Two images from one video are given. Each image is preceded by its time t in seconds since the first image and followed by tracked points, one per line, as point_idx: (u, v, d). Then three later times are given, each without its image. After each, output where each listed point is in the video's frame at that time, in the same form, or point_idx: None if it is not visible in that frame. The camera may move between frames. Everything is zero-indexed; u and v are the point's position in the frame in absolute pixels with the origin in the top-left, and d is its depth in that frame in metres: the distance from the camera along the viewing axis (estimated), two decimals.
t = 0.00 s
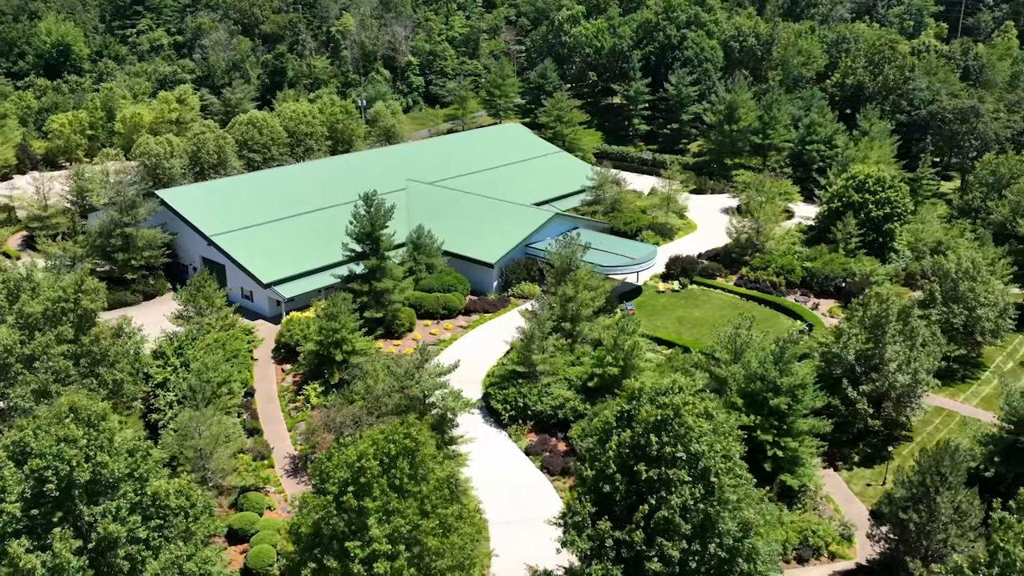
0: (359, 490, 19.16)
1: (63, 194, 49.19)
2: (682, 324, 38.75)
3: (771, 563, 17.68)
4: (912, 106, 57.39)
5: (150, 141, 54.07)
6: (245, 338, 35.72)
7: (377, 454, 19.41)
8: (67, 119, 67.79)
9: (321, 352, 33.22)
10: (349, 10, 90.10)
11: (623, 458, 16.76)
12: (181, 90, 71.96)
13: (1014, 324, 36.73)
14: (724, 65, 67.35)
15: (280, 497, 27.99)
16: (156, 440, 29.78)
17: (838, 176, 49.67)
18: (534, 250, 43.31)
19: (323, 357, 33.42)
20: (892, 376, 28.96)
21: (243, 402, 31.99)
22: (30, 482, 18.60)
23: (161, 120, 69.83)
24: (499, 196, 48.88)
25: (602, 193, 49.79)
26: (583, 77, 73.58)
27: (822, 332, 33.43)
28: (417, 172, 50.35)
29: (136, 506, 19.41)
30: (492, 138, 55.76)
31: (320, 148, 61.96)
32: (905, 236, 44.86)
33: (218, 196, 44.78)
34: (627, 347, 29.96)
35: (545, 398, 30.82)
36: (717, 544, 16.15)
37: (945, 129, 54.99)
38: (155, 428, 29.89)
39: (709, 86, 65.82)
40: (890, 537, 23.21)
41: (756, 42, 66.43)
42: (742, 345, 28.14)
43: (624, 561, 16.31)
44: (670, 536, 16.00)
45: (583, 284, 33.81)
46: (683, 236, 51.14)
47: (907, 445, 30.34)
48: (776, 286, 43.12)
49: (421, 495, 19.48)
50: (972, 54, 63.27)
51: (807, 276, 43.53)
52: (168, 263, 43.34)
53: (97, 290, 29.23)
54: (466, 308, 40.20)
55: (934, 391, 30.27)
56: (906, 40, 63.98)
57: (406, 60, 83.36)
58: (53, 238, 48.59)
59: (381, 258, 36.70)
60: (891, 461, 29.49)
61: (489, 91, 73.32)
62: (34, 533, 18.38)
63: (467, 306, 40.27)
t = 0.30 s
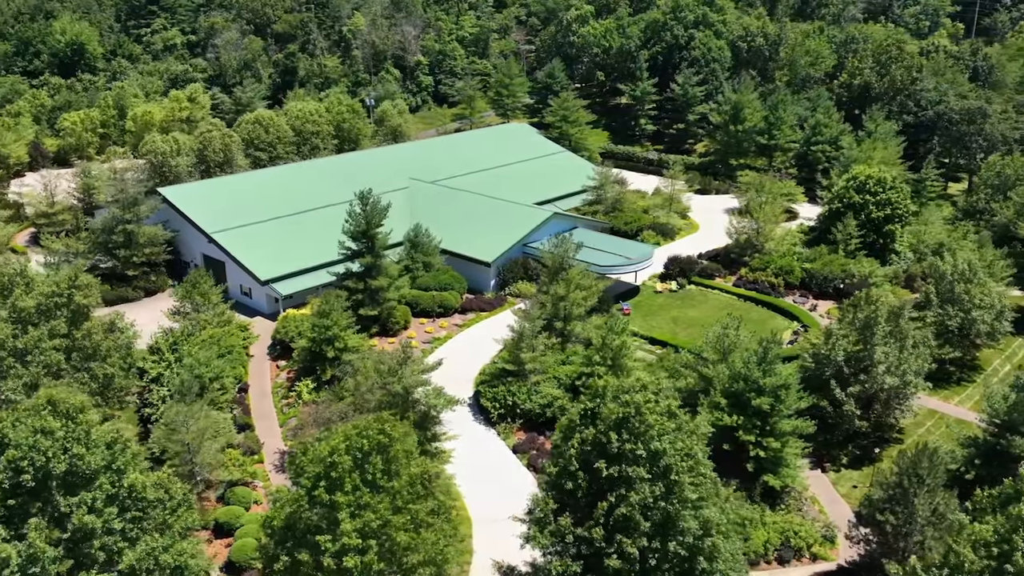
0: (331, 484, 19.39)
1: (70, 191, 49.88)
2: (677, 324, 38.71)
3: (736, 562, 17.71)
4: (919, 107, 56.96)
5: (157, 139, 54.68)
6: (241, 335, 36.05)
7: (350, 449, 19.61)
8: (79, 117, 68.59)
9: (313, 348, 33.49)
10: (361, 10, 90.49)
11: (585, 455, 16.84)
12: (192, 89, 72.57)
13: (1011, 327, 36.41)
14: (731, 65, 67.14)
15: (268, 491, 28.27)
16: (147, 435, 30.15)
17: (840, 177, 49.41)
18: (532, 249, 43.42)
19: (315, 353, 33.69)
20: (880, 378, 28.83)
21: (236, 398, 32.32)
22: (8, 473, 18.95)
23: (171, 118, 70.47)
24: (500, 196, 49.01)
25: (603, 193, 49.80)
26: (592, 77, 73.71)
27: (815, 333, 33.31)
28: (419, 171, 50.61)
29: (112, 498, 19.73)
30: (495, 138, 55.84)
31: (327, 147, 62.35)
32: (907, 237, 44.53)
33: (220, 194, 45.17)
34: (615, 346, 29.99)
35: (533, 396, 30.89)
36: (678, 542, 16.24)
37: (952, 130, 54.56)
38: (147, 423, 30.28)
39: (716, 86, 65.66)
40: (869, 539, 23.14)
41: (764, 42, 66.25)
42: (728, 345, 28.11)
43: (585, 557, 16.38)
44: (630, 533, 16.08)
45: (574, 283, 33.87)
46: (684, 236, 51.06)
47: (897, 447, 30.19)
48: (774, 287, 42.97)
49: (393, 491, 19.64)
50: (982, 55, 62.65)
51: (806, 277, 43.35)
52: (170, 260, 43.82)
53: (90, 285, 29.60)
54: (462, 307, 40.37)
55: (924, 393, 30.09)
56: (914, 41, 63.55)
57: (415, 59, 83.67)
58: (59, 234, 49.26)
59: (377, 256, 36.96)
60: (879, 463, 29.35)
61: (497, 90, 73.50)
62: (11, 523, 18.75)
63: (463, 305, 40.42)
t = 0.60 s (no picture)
0: (303, 479, 19.59)
1: (77, 188, 50.57)
2: (672, 324, 38.68)
3: (700, 561, 17.74)
4: (926, 108, 56.54)
5: (164, 137, 55.28)
6: (236, 331, 36.41)
7: (323, 444, 19.78)
8: (91, 115, 69.40)
9: (306, 345, 33.78)
10: (373, 10, 90.90)
11: (548, 452, 16.97)
12: (203, 88, 73.18)
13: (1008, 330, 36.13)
14: (739, 65, 66.93)
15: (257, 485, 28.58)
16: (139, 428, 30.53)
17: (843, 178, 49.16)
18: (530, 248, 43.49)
19: (309, 350, 33.99)
20: (869, 380, 28.71)
21: (228, 393, 32.69)
22: None
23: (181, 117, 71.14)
24: (501, 195, 49.14)
25: (605, 193, 49.78)
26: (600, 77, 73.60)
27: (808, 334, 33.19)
28: (422, 170, 50.84)
29: (90, 490, 20.09)
30: (499, 138, 55.95)
31: (333, 146, 62.76)
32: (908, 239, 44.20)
33: (222, 192, 45.58)
34: (603, 345, 30.04)
35: (522, 394, 30.92)
36: (639, 540, 16.32)
37: (959, 131, 54.14)
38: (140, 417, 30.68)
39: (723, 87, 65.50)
40: (847, 540, 23.08)
41: (772, 42, 65.86)
42: (715, 346, 28.11)
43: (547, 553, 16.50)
44: (589, 531, 16.20)
45: (566, 282, 33.95)
46: (686, 236, 50.99)
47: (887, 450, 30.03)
48: (773, 288, 42.82)
49: (366, 485, 19.82)
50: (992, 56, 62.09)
51: (805, 278, 43.16)
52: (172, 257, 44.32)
53: (85, 281, 30.04)
54: (458, 305, 40.53)
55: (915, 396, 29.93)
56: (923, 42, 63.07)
57: (425, 59, 83.95)
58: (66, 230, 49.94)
59: (372, 254, 37.21)
60: (867, 465, 29.22)
61: (505, 90, 73.68)
62: None
63: (460, 304, 40.58)
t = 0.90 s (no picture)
0: (275, 473, 19.79)
1: (84, 185, 51.26)
2: (667, 324, 38.63)
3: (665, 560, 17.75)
4: (934, 109, 56.03)
5: (170, 135, 55.87)
6: (233, 328, 36.77)
7: (297, 439, 19.99)
8: (103, 113, 70.17)
9: (300, 342, 34.08)
10: (384, 10, 91.29)
11: (511, 450, 17.10)
12: (214, 87, 73.76)
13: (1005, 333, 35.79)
14: (747, 66, 66.70)
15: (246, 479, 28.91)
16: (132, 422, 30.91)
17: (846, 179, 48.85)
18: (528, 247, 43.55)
19: (302, 347, 34.27)
20: (856, 381, 28.58)
21: (222, 388, 33.10)
22: None
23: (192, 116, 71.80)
24: (502, 194, 49.23)
25: (606, 193, 49.76)
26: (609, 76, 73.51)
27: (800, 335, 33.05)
28: (424, 169, 51.05)
29: (69, 481, 20.43)
30: (502, 138, 56.01)
31: (339, 144, 63.11)
32: (909, 240, 43.84)
33: (224, 189, 45.97)
34: (592, 344, 30.09)
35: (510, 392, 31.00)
36: (600, 537, 16.35)
37: (967, 132, 53.65)
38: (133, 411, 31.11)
39: (730, 87, 65.31)
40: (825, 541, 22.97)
41: (780, 43, 65.79)
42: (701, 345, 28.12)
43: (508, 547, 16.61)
44: (549, 527, 16.34)
45: (558, 281, 34.04)
46: (688, 237, 50.90)
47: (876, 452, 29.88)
48: (771, 289, 42.67)
49: (339, 480, 20.01)
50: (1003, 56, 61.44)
51: (804, 279, 42.94)
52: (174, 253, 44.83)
53: (81, 276, 30.48)
54: (455, 303, 40.69)
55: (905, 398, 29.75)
56: (932, 43, 62.51)
57: (435, 59, 84.20)
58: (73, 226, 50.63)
59: (368, 252, 37.47)
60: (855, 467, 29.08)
61: (513, 90, 73.80)
62: None
63: (456, 302, 40.77)
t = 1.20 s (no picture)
0: (250, 467, 20.06)
1: (91, 182, 51.91)
2: (663, 324, 38.61)
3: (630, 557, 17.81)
4: (941, 110, 55.61)
5: (177, 133, 56.42)
6: (229, 324, 37.15)
7: (273, 434, 20.27)
8: (115, 111, 70.85)
9: (294, 339, 34.41)
10: (396, 10, 91.63)
11: (476, 446, 17.24)
12: (226, 86, 74.13)
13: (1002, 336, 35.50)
14: (755, 66, 66.50)
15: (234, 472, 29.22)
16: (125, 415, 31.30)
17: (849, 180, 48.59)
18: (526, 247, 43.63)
19: (296, 344, 34.59)
20: (843, 383, 28.49)
21: (216, 383, 33.50)
22: None
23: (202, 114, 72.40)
24: (504, 193, 49.36)
25: (608, 193, 49.76)
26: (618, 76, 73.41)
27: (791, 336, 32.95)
28: (426, 169, 51.28)
29: (50, 473, 20.81)
30: (506, 138, 56.10)
31: (346, 143, 63.47)
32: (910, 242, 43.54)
33: (226, 187, 46.37)
34: (580, 343, 30.17)
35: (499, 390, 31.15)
36: (561, 534, 16.40)
37: (974, 134, 53.20)
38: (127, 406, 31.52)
39: (737, 87, 65.11)
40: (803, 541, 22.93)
41: (788, 43, 65.63)
42: (687, 345, 28.16)
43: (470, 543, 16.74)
44: (510, 523, 16.51)
45: (550, 280, 34.15)
46: (689, 237, 50.82)
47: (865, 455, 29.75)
48: (769, 290, 42.54)
49: (313, 475, 20.21)
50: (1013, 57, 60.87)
51: (803, 281, 42.77)
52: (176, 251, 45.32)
53: (76, 272, 31.01)
54: (451, 302, 40.91)
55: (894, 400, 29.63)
56: (941, 43, 62.02)
57: (444, 58, 84.43)
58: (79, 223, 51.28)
59: (363, 250, 37.73)
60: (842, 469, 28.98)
61: (521, 89, 73.91)
62: None
63: (453, 300, 40.96)
